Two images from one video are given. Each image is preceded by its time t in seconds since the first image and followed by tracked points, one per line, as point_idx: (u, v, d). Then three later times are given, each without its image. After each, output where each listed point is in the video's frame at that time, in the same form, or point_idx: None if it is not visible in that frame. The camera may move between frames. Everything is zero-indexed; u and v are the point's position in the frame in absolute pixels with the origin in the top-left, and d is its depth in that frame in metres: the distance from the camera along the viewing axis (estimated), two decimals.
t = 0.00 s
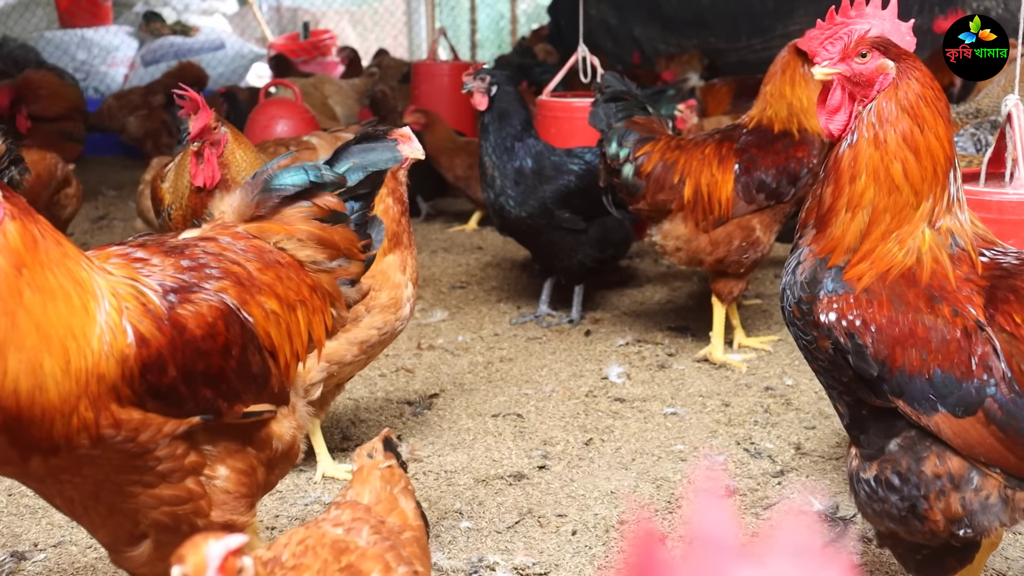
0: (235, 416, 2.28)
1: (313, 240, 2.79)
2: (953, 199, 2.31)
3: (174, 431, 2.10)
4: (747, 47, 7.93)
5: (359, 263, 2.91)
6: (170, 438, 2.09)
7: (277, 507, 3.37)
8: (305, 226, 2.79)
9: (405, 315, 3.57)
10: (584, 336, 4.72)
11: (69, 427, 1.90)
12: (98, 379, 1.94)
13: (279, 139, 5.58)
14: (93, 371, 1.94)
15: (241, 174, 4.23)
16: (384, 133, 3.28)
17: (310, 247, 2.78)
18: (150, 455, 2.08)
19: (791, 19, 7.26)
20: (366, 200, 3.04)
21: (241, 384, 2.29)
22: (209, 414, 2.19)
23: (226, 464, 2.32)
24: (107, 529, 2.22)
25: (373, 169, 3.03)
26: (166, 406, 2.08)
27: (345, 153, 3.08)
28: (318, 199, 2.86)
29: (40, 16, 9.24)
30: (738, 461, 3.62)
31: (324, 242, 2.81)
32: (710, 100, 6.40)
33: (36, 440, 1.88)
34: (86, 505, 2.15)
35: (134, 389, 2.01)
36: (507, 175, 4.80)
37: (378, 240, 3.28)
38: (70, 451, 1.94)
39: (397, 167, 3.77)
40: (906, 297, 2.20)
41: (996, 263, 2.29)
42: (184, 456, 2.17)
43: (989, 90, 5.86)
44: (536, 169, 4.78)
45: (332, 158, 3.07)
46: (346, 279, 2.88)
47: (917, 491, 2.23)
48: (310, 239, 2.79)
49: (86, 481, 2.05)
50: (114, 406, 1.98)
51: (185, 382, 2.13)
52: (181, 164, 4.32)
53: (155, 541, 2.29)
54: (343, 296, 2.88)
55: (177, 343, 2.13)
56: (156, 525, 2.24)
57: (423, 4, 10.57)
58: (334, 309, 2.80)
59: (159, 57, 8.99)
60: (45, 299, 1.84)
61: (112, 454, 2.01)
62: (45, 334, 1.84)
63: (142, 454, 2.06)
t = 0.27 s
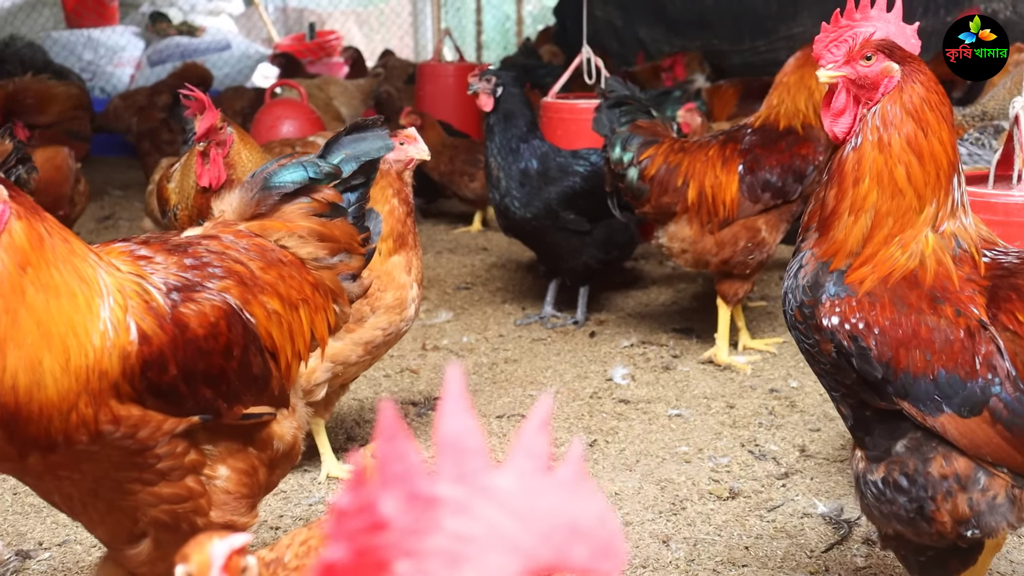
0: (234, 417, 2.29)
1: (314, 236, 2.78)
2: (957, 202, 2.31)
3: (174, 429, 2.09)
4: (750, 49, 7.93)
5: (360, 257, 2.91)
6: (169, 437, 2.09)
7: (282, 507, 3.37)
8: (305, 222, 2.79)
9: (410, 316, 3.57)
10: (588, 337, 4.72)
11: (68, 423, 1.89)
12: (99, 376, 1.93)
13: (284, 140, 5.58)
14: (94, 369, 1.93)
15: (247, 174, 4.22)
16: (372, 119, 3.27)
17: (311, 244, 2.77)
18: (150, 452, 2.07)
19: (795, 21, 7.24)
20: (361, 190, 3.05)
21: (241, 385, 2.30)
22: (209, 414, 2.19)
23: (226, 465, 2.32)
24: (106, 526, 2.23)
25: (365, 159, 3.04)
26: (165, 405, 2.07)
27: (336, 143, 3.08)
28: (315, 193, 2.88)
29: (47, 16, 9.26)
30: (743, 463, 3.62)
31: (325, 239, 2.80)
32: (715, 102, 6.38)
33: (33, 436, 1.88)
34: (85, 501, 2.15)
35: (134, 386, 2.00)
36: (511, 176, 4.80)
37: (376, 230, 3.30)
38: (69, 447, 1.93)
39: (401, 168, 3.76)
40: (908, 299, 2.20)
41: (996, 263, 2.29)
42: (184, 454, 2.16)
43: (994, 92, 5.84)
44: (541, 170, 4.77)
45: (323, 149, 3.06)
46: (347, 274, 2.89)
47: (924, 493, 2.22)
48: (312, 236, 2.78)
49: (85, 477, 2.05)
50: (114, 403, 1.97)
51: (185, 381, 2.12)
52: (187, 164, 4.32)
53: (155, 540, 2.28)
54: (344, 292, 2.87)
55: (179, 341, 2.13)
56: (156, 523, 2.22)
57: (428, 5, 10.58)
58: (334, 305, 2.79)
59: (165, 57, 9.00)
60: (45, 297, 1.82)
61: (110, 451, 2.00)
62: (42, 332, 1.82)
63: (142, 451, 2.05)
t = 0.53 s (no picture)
0: (236, 418, 2.29)
1: (314, 240, 2.80)
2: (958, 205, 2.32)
3: (176, 427, 2.09)
4: (754, 51, 7.94)
5: (359, 260, 2.93)
6: (172, 435, 2.09)
7: (288, 507, 3.39)
8: (306, 226, 2.81)
9: (417, 317, 3.57)
10: (594, 338, 4.73)
11: (73, 421, 1.91)
12: (104, 375, 1.94)
13: (291, 141, 5.59)
14: (100, 368, 1.94)
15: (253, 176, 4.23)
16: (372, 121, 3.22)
17: (311, 247, 2.79)
18: (152, 451, 2.07)
19: (798, 22, 7.25)
20: (358, 192, 3.05)
21: (243, 385, 2.31)
22: (210, 414, 2.20)
23: (229, 465, 2.32)
24: (109, 526, 2.23)
25: (361, 161, 3.00)
26: (168, 403, 2.08)
27: (331, 146, 3.04)
28: (313, 196, 2.90)
29: (55, 18, 9.21)
30: (749, 464, 3.63)
31: (325, 242, 2.82)
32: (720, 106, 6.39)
33: (38, 435, 1.89)
34: (88, 501, 2.15)
35: (138, 384, 2.01)
36: (517, 177, 4.81)
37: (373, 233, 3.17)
38: (74, 445, 1.93)
39: (407, 169, 3.77)
40: (910, 300, 2.21)
41: (999, 262, 2.30)
42: (187, 453, 2.17)
43: (998, 95, 5.85)
44: (547, 172, 4.78)
45: (319, 154, 3.02)
46: (347, 278, 2.89)
47: (935, 494, 2.22)
48: (312, 239, 2.80)
49: (89, 476, 2.05)
50: (119, 401, 1.98)
51: (188, 380, 2.13)
52: (195, 165, 4.33)
53: (159, 540, 2.30)
54: (345, 295, 2.89)
55: (183, 340, 2.14)
56: (159, 523, 2.24)
57: (434, 7, 10.59)
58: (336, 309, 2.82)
59: (172, 59, 9.03)
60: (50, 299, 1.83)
61: (114, 449, 2.00)
62: (47, 332, 1.84)
63: (145, 449, 2.06)
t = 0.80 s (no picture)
0: (237, 422, 2.32)
1: (311, 243, 2.82)
2: (972, 207, 2.33)
3: (181, 433, 2.12)
4: (766, 51, 7.93)
5: (357, 264, 2.94)
6: (177, 441, 2.11)
7: (302, 506, 3.39)
8: (303, 229, 2.82)
9: (431, 317, 3.57)
10: (607, 339, 4.73)
11: (74, 428, 1.90)
12: (103, 379, 1.94)
13: (304, 141, 5.61)
14: (99, 373, 1.93)
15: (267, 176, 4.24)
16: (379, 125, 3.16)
17: (309, 251, 2.80)
18: (157, 457, 2.08)
19: (810, 23, 7.23)
20: (359, 197, 3.02)
21: (245, 388, 2.33)
22: (214, 418, 2.23)
23: (233, 468, 2.33)
24: (113, 532, 2.21)
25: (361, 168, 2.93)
26: (172, 408, 2.10)
27: (333, 151, 2.98)
28: (311, 201, 2.88)
29: (69, 18, 9.29)
30: (762, 465, 3.63)
31: (322, 245, 2.84)
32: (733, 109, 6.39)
33: (38, 443, 1.88)
34: (91, 508, 2.13)
35: (143, 392, 2.03)
36: (530, 178, 4.80)
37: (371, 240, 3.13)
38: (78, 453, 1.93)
39: (422, 170, 3.76)
40: (927, 301, 2.21)
41: (1015, 263, 2.29)
42: (191, 459, 2.17)
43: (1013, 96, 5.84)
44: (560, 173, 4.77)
45: (320, 158, 2.96)
46: (344, 282, 2.92)
47: (958, 498, 2.21)
48: (309, 243, 2.81)
49: (92, 484, 2.04)
50: (122, 406, 1.98)
51: (192, 385, 2.16)
52: (209, 165, 4.34)
53: (163, 544, 2.30)
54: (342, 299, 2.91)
55: (186, 346, 2.15)
56: (164, 527, 2.24)
57: (447, 7, 10.60)
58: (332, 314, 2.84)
59: (184, 59, 9.06)
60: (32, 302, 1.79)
61: (119, 455, 2.01)
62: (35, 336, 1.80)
63: (150, 455, 2.06)
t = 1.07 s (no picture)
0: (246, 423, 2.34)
1: (318, 242, 2.82)
2: (995, 206, 2.32)
3: (188, 436, 2.16)
4: (784, 49, 7.92)
5: (364, 263, 2.96)
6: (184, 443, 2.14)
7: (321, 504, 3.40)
8: (309, 229, 2.81)
9: (450, 316, 3.57)
10: (625, 338, 4.73)
11: (82, 432, 1.94)
12: (110, 382, 1.98)
13: (323, 141, 5.61)
14: (105, 375, 1.97)
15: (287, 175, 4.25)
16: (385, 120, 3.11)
17: (316, 250, 2.81)
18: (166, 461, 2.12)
19: (829, 22, 7.22)
20: (364, 195, 2.99)
21: (252, 389, 2.38)
22: (221, 420, 2.29)
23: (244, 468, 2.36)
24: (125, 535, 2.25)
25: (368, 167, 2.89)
26: (179, 412, 2.15)
27: (338, 148, 2.93)
28: (319, 199, 2.85)
29: (89, 18, 9.34)
30: (781, 465, 3.62)
31: (329, 244, 2.84)
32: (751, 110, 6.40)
33: (46, 447, 1.91)
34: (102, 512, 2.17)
35: (151, 397, 2.08)
36: (548, 177, 4.80)
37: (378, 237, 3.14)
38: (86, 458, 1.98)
39: (443, 170, 3.74)
40: (949, 301, 2.21)
41: None
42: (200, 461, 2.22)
43: None
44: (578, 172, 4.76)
45: (326, 155, 2.92)
46: (352, 280, 2.94)
47: (988, 501, 2.21)
48: (316, 242, 2.82)
49: (102, 488, 2.08)
50: (129, 410, 2.03)
51: (199, 388, 2.20)
52: (229, 164, 4.35)
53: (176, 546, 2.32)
54: (350, 298, 2.95)
55: (194, 349, 2.18)
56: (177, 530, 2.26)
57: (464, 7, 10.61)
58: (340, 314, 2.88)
59: (202, 59, 9.08)
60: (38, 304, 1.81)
61: (127, 460, 2.05)
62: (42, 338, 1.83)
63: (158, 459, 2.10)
